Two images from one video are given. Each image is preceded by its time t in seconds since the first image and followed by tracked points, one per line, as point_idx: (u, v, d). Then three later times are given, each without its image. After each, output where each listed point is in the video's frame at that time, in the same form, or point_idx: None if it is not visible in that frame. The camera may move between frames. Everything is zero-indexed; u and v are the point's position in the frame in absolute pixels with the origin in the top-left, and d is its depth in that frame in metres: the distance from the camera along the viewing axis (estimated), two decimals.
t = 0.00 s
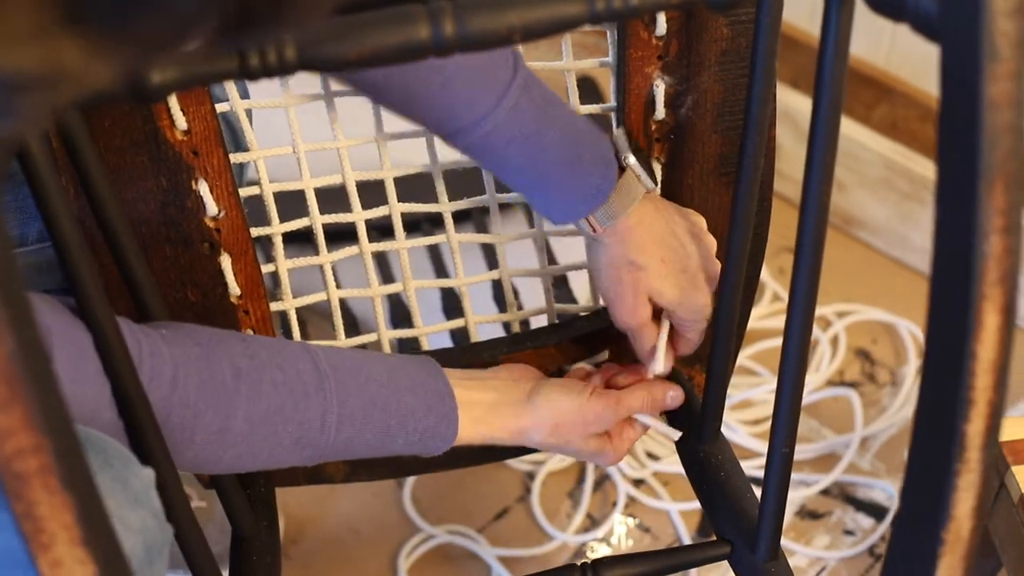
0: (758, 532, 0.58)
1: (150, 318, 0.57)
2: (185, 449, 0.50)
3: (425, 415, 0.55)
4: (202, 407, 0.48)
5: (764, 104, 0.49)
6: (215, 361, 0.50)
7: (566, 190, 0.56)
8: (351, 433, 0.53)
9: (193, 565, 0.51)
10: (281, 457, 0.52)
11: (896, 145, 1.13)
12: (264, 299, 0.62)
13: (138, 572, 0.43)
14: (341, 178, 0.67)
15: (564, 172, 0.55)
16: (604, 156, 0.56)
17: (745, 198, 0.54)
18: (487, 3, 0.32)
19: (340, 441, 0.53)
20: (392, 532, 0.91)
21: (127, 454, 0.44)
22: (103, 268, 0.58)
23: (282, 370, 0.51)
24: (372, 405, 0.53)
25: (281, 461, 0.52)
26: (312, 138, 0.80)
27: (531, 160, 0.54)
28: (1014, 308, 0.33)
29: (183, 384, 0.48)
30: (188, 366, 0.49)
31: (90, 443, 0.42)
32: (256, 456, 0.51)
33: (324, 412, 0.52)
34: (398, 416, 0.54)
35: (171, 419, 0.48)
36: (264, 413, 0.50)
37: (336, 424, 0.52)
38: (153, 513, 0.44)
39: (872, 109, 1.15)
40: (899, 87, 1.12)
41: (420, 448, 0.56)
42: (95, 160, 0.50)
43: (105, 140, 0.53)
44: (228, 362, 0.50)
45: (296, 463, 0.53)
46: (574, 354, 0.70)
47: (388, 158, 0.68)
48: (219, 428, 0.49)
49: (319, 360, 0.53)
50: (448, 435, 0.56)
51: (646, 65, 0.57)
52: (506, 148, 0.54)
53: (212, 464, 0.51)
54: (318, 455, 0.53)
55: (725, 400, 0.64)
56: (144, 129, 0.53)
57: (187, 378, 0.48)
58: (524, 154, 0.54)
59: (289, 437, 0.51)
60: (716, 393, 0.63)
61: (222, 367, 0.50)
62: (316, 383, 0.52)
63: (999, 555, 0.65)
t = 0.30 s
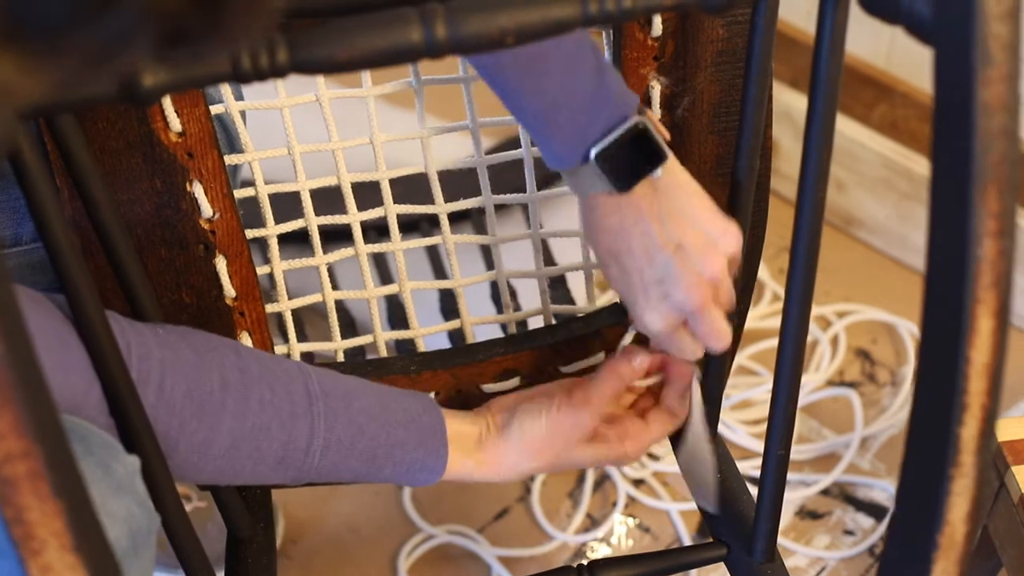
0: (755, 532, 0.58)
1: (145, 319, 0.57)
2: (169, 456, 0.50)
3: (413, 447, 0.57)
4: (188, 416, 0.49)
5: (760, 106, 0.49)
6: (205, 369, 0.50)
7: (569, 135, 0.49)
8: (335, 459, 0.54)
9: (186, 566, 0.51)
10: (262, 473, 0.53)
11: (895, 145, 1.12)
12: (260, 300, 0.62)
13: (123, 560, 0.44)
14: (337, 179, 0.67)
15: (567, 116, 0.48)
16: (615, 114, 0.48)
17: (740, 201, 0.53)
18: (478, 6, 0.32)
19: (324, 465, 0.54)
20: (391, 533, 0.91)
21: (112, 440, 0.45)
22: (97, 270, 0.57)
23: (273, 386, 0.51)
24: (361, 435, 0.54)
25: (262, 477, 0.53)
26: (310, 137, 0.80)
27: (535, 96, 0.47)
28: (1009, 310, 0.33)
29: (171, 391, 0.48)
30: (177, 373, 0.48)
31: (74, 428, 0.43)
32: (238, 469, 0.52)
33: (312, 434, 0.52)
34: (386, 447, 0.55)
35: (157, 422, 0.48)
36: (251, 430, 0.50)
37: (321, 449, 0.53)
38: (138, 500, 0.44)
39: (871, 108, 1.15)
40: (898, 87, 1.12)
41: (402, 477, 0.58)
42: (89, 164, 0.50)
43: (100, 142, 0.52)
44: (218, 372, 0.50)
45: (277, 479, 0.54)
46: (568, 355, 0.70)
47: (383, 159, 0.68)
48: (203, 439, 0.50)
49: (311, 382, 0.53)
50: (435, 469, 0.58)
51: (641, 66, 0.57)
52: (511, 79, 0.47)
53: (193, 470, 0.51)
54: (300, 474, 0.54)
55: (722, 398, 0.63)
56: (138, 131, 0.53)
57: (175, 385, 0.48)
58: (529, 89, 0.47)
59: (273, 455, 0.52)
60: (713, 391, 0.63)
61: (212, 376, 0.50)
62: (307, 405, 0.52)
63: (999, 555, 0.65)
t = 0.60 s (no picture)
0: (755, 533, 0.58)
1: (146, 318, 0.57)
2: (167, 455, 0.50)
3: (411, 457, 0.57)
4: (188, 417, 0.49)
5: (762, 107, 0.49)
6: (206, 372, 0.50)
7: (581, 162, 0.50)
8: (332, 466, 0.54)
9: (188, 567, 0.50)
10: (259, 478, 0.52)
11: (895, 145, 1.12)
12: (261, 301, 0.62)
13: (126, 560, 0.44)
14: (338, 179, 0.67)
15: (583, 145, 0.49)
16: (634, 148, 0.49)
17: (742, 201, 0.53)
18: (482, 7, 0.32)
19: (321, 471, 0.54)
20: (392, 532, 0.91)
21: (115, 440, 0.45)
22: (99, 270, 0.57)
23: (273, 391, 0.51)
24: (358, 442, 0.54)
25: (258, 482, 0.53)
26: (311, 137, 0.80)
27: (552, 124, 0.48)
28: (1011, 312, 0.33)
29: (170, 392, 0.48)
30: (177, 374, 0.49)
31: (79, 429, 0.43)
32: (234, 472, 0.51)
33: (309, 438, 0.52)
34: (383, 456, 0.55)
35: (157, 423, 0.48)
36: (250, 433, 0.50)
37: (318, 455, 0.53)
38: (140, 499, 0.44)
39: (872, 108, 1.15)
40: (899, 87, 1.12)
41: (400, 486, 0.58)
42: (91, 163, 0.50)
43: (102, 142, 0.52)
44: (218, 374, 0.50)
45: (273, 486, 0.54)
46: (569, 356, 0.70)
47: (383, 159, 0.68)
48: (200, 441, 0.50)
49: (312, 389, 0.53)
50: (433, 478, 0.58)
51: (643, 66, 0.57)
52: (529, 101, 0.47)
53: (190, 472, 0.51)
54: (296, 480, 0.53)
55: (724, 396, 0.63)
56: (140, 131, 0.52)
57: (175, 385, 0.48)
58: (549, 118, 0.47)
59: (270, 459, 0.52)
60: (715, 390, 0.63)
61: (212, 378, 0.50)
62: (306, 410, 0.52)
63: (999, 555, 0.65)
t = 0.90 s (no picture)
0: (754, 532, 0.58)
1: (144, 317, 0.57)
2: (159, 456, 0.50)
3: (407, 461, 0.57)
4: (180, 418, 0.49)
5: (761, 106, 0.49)
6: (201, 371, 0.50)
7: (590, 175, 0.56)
8: (325, 468, 0.54)
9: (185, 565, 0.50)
10: (252, 479, 0.52)
11: (895, 145, 1.12)
12: (260, 301, 0.62)
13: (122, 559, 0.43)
14: (336, 179, 0.67)
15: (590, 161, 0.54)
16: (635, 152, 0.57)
17: (740, 201, 0.53)
18: (479, 7, 0.32)
19: (314, 473, 0.54)
20: (392, 533, 0.91)
21: (109, 436, 0.45)
22: (97, 271, 0.57)
23: (267, 394, 0.51)
24: (352, 445, 0.54)
25: (250, 484, 0.53)
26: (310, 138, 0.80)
27: (564, 148, 0.53)
28: (1009, 311, 0.33)
29: (162, 391, 0.48)
30: (171, 373, 0.49)
31: (73, 427, 0.43)
32: (225, 474, 0.51)
33: (302, 442, 0.52)
34: (378, 459, 0.55)
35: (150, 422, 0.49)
36: (242, 435, 0.50)
37: (312, 458, 0.53)
38: (133, 494, 0.44)
39: (871, 108, 1.15)
40: (899, 87, 1.12)
41: (393, 492, 0.58)
42: (88, 164, 0.50)
43: (100, 142, 0.52)
44: (213, 374, 0.50)
45: (266, 488, 0.53)
46: (568, 357, 0.70)
47: (382, 160, 0.68)
48: (193, 442, 0.50)
49: (307, 392, 0.53)
50: (427, 483, 0.58)
51: (641, 66, 0.57)
52: (538, 134, 0.52)
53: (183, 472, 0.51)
54: (289, 482, 0.53)
55: (723, 396, 0.63)
56: (138, 132, 0.53)
57: (168, 384, 0.48)
58: (562, 143, 0.52)
59: (263, 461, 0.52)
60: (714, 389, 0.63)
61: (206, 379, 0.49)
62: (300, 414, 0.52)
63: (999, 555, 0.65)
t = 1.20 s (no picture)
0: (753, 533, 0.58)
1: (142, 317, 0.56)
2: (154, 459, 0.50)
3: (398, 479, 0.57)
4: (176, 424, 0.49)
5: (759, 105, 0.49)
6: (198, 377, 0.50)
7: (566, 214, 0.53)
8: (316, 483, 0.54)
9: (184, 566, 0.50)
10: (244, 488, 0.53)
11: (895, 145, 1.12)
12: (259, 301, 0.62)
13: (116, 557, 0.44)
14: (335, 179, 0.67)
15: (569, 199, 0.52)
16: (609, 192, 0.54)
17: (739, 203, 0.53)
18: (476, 7, 0.32)
19: (305, 487, 0.54)
20: (392, 533, 0.91)
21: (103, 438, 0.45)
22: (96, 271, 0.57)
23: (264, 403, 0.51)
24: (344, 462, 0.54)
25: (242, 492, 0.53)
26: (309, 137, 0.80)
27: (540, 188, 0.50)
28: (1008, 312, 0.33)
29: (159, 396, 0.48)
30: (169, 378, 0.49)
31: (68, 428, 0.42)
32: (218, 480, 0.52)
33: (296, 454, 0.53)
34: (369, 477, 0.56)
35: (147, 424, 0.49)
36: (237, 444, 0.51)
37: (304, 471, 0.53)
38: (127, 494, 0.45)
39: (871, 108, 1.15)
40: (899, 87, 1.12)
41: (383, 507, 0.58)
42: (87, 164, 0.50)
43: (99, 142, 0.52)
44: (211, 381, 0.50)
45: (258, 496, 0.54)
46: (568, 358, 0.70)
47: (381, 160, 0.68)
48: (188, 448, 0.50)
49: (303, 404, 0.53)
50: (417, 501, 0.59)
51: (640, 66, 0.57)
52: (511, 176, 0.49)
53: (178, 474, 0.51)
54: (280, 493, 0.54)
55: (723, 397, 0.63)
56: (137, 131, 0.53)
57: (165, 390, 0.48)
58: (538, 182, 0.49)
59: (256, 471, 0.52)
60: (714, 389, 0.63)
61: (203, 386, 0.50)
62: (296, 426, 0.52)
63: (999, 556, 0.65)
